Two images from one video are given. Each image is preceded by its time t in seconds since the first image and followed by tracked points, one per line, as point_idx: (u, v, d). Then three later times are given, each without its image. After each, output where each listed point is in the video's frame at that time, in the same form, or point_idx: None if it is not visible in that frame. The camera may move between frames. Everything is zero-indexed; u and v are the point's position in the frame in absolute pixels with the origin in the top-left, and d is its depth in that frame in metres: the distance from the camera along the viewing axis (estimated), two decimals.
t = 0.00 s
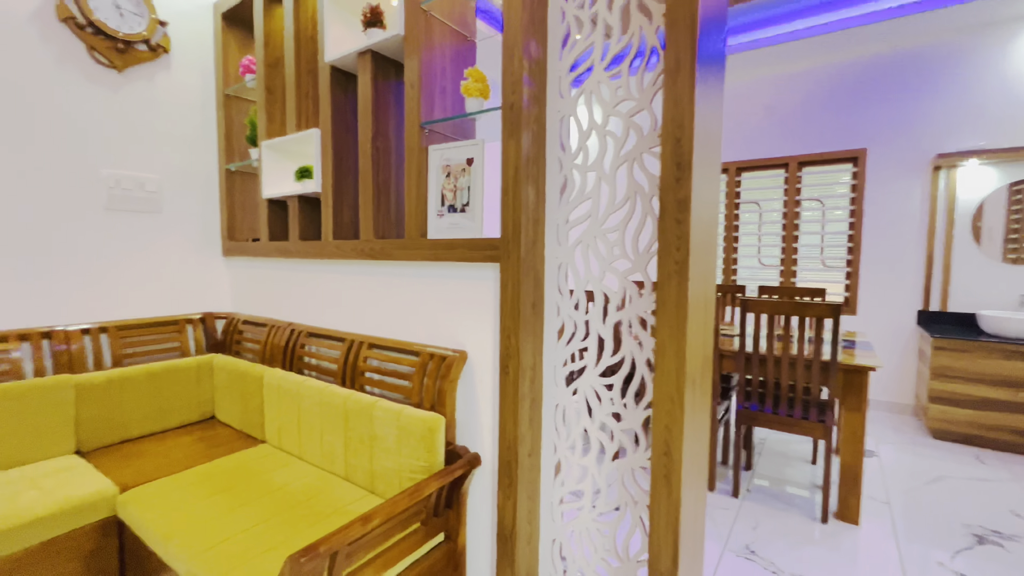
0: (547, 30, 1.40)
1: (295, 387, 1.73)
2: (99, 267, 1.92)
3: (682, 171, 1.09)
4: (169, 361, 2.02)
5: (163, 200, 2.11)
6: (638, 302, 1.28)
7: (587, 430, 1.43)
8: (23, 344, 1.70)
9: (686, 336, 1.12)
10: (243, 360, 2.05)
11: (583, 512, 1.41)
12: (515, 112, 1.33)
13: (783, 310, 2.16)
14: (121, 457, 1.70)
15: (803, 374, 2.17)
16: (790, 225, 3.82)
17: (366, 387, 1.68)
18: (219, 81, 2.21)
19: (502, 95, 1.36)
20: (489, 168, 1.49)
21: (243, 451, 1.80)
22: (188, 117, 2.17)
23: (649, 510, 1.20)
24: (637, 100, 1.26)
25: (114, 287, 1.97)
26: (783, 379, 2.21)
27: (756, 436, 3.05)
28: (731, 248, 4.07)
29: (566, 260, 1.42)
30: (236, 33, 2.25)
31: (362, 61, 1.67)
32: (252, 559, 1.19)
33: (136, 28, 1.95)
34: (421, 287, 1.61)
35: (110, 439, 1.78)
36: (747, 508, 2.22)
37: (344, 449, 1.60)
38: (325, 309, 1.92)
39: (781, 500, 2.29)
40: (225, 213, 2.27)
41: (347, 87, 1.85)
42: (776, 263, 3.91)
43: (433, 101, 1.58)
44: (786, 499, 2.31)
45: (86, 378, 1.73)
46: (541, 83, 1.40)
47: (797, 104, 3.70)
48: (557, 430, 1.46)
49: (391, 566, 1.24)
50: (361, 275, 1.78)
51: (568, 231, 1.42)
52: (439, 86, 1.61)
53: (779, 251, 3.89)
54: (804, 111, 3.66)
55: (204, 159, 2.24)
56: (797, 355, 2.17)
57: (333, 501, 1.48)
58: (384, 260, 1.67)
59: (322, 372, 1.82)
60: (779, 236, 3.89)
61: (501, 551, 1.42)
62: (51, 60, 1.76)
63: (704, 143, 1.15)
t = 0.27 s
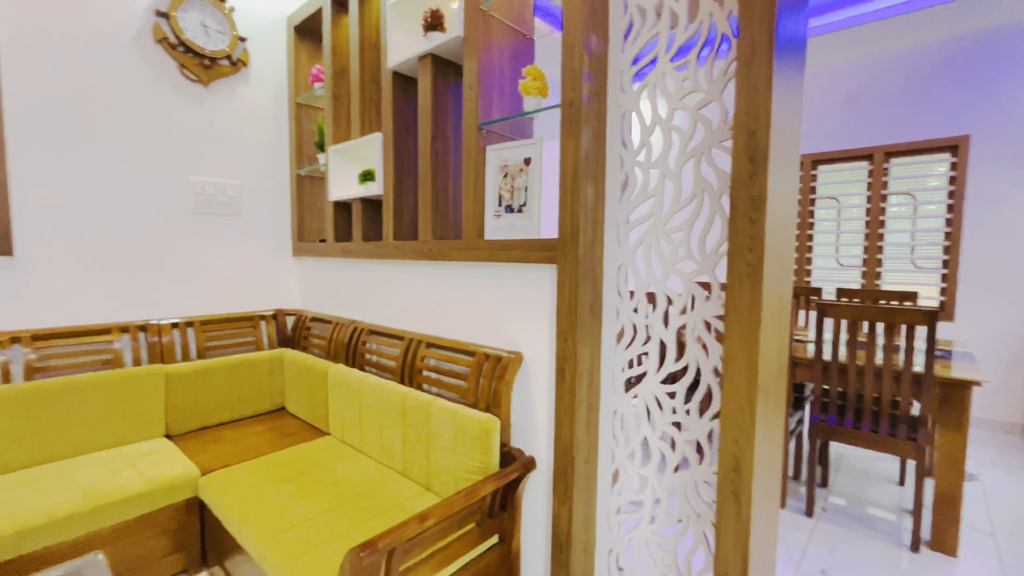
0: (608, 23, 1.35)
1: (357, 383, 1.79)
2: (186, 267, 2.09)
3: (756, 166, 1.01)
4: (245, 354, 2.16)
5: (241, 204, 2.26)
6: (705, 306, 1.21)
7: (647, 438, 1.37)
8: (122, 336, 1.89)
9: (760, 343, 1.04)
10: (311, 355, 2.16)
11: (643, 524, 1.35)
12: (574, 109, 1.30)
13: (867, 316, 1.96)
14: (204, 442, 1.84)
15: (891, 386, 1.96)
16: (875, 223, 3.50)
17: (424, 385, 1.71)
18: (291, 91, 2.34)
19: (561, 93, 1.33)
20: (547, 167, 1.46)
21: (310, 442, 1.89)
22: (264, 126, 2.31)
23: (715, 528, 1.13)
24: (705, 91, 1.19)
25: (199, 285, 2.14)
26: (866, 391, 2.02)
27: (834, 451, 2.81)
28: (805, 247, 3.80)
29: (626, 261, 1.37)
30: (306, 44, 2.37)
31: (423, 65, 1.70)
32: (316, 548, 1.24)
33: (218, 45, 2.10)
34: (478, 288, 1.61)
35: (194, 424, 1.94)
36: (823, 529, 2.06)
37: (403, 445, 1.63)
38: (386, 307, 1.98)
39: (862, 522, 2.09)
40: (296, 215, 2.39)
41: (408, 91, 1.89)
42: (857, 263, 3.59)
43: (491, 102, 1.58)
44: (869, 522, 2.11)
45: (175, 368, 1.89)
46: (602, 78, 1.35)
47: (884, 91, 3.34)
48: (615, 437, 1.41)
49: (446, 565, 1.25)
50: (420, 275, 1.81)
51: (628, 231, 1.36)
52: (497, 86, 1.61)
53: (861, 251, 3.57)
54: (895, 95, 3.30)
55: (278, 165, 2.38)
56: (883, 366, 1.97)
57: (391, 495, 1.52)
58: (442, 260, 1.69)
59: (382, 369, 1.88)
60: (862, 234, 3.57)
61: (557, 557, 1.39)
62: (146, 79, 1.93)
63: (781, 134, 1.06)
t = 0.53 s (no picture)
0: (681, 14, 1.29)
1: (422, 381, 1.84)
2: (270, 267, 2.26)
3: (850, 161, 0.92)
4: (321, 350, 2.30)
5: (319, 208, 2.40)
6: (787, 313, 1.12)
7: (719, 452, 1.29)
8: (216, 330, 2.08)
9: (853, 356, 0.94)
10: (380, 352, 2.25)
11: (713, 543, 1.28)
12: (644, 106, 1.25)
13: (982, 327, 1.73)
14: (284, 431, 1.98)
15: (1011, 408, 1.70)
16: (991, 220, 3.09)
17: (486, 385, 1.73)
18: (365, 99, 2.45)
19: (629, 90, 1.29)
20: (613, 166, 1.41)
21: (378, 435, 1.97)
22: (340, 134, 2.45)
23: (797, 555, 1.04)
24: (790, 81, 1.09)
25: (281, 284, 2.30)
26: (979, 412, 1.77)
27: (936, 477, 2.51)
28: (903, 248, 3.43)
29: (697, 263, 1.30)
30: (379, 55, 2.47)
31: (488, 69, 1.71)
32: (383, 539, 1.29)
33: (301, 61, 2.24)
34: (542, 290, 1.60)
35: (276, 413, 2.09)
36: (923, 563, 1.84)
37: (466, 444, 1.66)
38: (451, 308, 2.03)
39: (973, 560, 1.85)
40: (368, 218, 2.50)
41: (473, 95, 1.92)
42: (967, 266, 3.18)
43: (557, 102, 1.57)
44: (981, 560, 1.85)
45: (261, 360, 2.04)
46: (673, 72, 1.29)
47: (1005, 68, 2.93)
48: (684, 449, 1.35)
49: (507, 568, 1.25)
50: (484, 277, 1.84)
51: (700, 232, 1.29)
52: (562, 86, 1.59)
53: (973, 252, 3.16)
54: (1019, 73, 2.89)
55: (352, 171, 2.51)
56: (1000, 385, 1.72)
57: (454, 492, 1.54)
58: (505, 262, 1.70)
59: (447, 368, 1.92)
60: (973, 232, 3.16)
61: (620, 570, 1.35)
62: (238, 95, 2.11)
63: (881, 124, 0.95)
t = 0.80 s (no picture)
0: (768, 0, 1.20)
1: (490, 381, 1.87)
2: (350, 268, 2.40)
3: (971, 154, 0.81)
4: (395, 347, 2.41)
5: (394, 212, 2.52)
6: (889, 324, 1.01)
7: (806, 472, 1.19)
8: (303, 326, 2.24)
9: (973, 373, 0.83)
10: (449, 351, 2.32)
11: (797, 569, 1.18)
12: (724, 100, 1.18)
13: None
14: (361, 422, 2.10)
15: None
16: None
17: (553, 388, 1.72)
18: (438, 106, 2.54)
19: (708, 85, 1.23)
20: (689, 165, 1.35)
21: (446, 432, 2.03)
22: (415, 140, 2.55)
23: None
24: (897, 65, 0.99)
25: (360, 284, 2.44)
26: None
27: None
28: None
29: (783, 267, 1.21)
30: (452, 62, 2.55)
31: (559, 70, 1.71)
32: (451, 534, 1.33)
33: (380, 72, 2.37)
34: (612, 293, 1.57)
35: (354, 406, 2.22)
36: None
37: (532, 446, 1.66)
38: (519, 310, 2.04)
39: None
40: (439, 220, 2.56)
41: (544, 97, 1.92)
42: None
43: (629, 101, 1.53)
44: None
45: (341, 355, 2.18)
46: (758, 64, 1.21)
47: None
48: (765, 466, 1.26)
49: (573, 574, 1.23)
50: (553, 279, 1.83)
51: (787, 234, 1.20)
52: (635, 84, 1.54)
53: None
54: None
55: (425, 175, 2.61)
56: None
57: (520, 493, 1.55)
58: (574, 264, 1.68)
59: (513, 369, 1.94)
60: None
61: None
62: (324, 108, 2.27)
63: (1013, 110, 0.83)
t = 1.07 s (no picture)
0: None
1: (560, 383, 1.87)
2: (426, 268, 2.51)
3: None
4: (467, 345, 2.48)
5: (469, 214, 2.58)
6: None
7: (916, 501, 1.06)
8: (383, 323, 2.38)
9: None
10: (520, 352, 2.34)
11: None
12: (821, 90, 1.09)
13: None
14: (434, 417, 2.18)
15: None
16: None
17: (626, 393, 1.68)
18: (512, 109, 2.58)
19: (803, 75, 1.14)
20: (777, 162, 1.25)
21: (516, 432, 2.05)
22: (489, 144, 2.60)
23: None
24: None
25: (435, 284, 2.54)
26: None
27: None
28: None
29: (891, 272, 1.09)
30: (526, 65, 2.57)
31: (636, 68, 1.67)
32: (520, 533, 1.34)
33: (457, 80, 2.45)
34: (691, 297, 1.51)
35: (428, 401, 2.31)
36: None
37: (602, 451, 1.64)
38: (591, 312, 2.02)
39: None
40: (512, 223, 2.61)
41: (620, 96, 1.89)
42: None
43: (712, 97, 1.46)
44: None
45: (417, 352, 2.29)
46: (862, 48, 1.10)
47: None
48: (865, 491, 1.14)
49: None
50: (628, 281, 1.80)
51: (895, 235, 1.08)
52: (719, 77, 1.47)
53: None
54: None
55: (499, 178, 2.65)
56: None
57: (589, 498, 1.53)
58: (649, 267, 1.63)
59: (584, 372, 1.92)
60: None
61: None
62: (405, 116, 2.39)
63: None
